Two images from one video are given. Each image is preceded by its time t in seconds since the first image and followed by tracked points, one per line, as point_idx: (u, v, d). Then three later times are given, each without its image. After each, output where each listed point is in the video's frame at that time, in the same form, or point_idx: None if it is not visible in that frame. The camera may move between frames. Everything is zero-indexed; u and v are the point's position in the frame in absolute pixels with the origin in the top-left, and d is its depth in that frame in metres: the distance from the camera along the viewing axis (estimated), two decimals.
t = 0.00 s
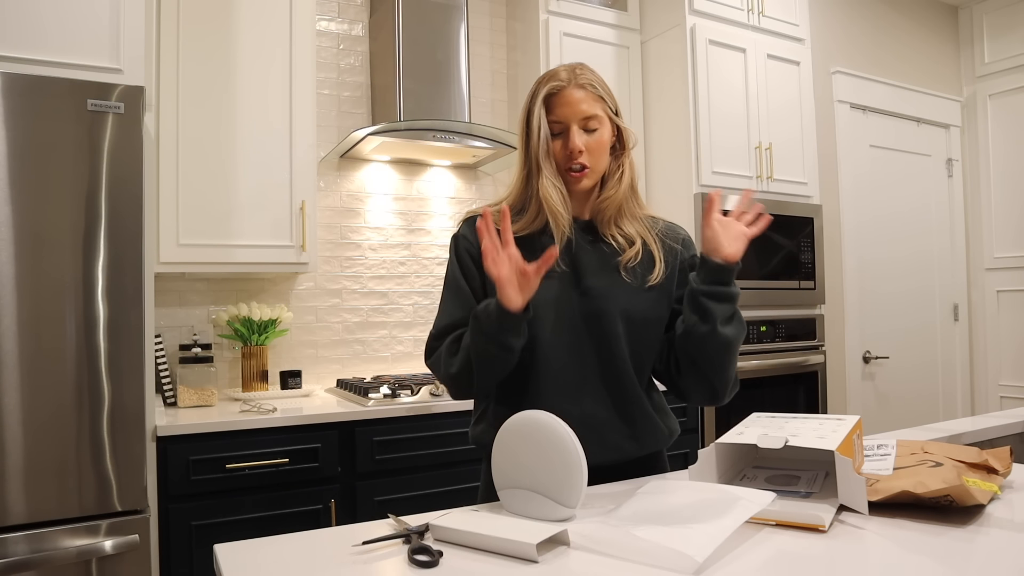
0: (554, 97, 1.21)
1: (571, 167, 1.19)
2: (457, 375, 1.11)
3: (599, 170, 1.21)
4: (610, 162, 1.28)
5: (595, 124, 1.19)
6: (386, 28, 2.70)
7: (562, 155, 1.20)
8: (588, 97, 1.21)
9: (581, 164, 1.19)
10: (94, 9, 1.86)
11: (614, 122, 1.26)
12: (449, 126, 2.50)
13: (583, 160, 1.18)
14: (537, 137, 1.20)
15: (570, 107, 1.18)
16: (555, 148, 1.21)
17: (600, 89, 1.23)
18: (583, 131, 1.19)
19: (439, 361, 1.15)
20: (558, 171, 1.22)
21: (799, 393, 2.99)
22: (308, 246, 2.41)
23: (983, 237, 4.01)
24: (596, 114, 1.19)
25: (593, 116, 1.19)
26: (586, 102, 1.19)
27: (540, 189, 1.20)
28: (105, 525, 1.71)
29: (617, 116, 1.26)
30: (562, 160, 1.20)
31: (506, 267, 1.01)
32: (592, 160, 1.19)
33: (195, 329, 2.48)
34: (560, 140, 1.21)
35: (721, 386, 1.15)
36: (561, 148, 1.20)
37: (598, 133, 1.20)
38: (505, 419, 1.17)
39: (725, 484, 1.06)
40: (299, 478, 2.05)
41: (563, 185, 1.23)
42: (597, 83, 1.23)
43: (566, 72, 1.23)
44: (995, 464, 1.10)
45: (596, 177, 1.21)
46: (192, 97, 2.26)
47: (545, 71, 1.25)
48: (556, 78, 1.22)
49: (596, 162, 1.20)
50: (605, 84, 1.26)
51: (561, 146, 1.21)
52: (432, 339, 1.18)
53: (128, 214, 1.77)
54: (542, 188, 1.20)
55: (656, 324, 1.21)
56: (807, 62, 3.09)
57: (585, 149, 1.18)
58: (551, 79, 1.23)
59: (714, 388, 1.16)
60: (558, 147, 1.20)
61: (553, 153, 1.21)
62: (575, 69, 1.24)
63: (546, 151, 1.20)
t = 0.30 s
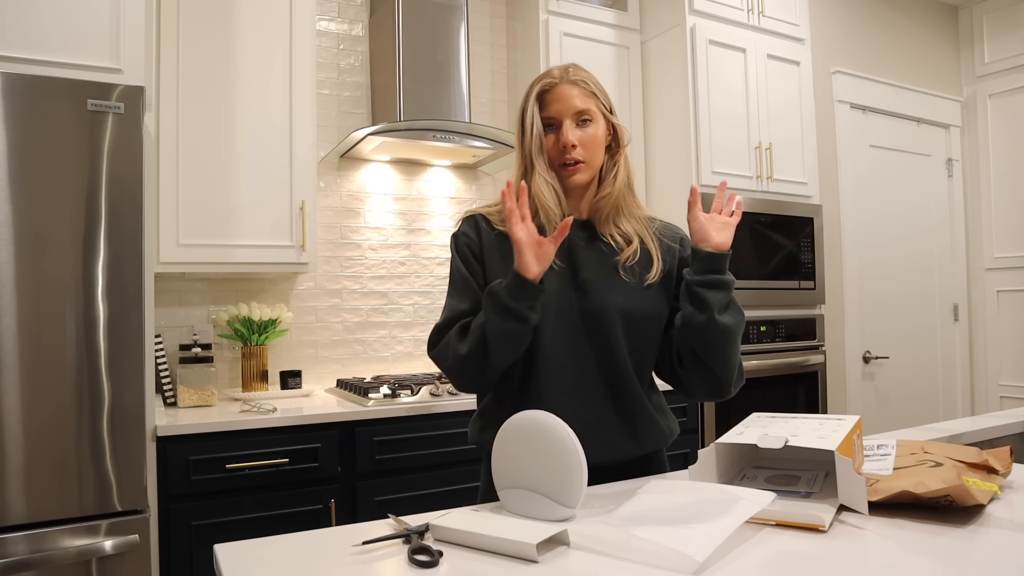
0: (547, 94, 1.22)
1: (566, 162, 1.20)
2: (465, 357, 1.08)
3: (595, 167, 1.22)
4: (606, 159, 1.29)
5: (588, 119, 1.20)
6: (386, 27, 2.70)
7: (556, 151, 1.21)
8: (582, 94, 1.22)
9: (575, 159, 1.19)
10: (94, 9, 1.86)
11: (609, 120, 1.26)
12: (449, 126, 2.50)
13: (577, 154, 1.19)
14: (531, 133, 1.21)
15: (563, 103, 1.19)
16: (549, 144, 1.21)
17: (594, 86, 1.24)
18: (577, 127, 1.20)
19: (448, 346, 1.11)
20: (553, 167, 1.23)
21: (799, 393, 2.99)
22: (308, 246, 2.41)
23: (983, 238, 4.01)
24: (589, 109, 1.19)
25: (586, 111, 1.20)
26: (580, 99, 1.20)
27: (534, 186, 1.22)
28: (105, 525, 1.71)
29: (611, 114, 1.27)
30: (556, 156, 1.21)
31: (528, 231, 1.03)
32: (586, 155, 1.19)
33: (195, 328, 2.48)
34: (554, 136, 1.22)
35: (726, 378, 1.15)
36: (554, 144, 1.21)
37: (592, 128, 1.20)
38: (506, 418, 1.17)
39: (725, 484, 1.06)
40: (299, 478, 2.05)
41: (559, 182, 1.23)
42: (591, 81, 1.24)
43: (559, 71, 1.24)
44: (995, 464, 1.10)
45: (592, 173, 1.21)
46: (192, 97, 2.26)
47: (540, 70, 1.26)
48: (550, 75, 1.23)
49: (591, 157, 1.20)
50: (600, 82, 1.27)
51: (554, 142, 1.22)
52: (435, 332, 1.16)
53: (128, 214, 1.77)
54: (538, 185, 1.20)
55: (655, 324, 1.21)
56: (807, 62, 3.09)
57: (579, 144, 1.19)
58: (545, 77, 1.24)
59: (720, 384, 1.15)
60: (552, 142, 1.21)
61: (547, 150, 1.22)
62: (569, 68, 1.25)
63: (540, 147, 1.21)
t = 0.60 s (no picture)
0: (542, 97, 1.23)
1: (556, 165, 1.20)
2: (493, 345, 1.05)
3: (585, 170, 1.22)
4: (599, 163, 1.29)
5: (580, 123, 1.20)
6: (386, 27, 2.70)
7: (547, 153, 1.21)
8: (576, 98, 1.22)
9: (565, 163, 1.20)
10: (94, 9, 1.86)
11: (604, 125, 1.26)
12: (449, 126, 2.50)
13: (568, 158, 1.19)
14: (523, 136, 1.22)
15: (556, 107, 1.20)
16: (541, 147, 1.22)
17: (589, 90, 1.24)
18: (569, 131, 1.20)
19: (465, 336, 1.07)
20: (545, 169, 1.23)
21: (799, 393, 2.99)
22: (308, 246, 2.41)
23: (983, 237, 4.01)
24: (580, 113, 1.20)
25: (579, 115, 1.20)
26: (573, 103, 1.21)
27: (526, 188, 1.20)
28: (105, 525, 1.71)
29: (606, 118, 1.26)
30: (548, 158, 1.21)
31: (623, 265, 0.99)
32: (576, 159, 1.20)
33: (195, 328, 2.48)
34: (546, 139, 1.22)
35: (730, 389, 1.12)
36: (547, 146, 1.22)
37: (584, 133, 1.21)
38: (505, 418, 1.17)
39: (725, 484, 1.06)
40: (299, 478, 2.05)
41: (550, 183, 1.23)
42: (586, 84, 1.24)
43: (555, 74, 1.24)
44: (995, 464, 1.10)
45: (581, 176, 1.22)
46: (192, 97, 2.26)
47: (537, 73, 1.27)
48: (545, 78, 1.24)
49: (581, 162, 1.21)
50: (596, 87, 1.27)
51: (546, 145, 1.22)
52: (444, 320, 1.12)
53: (128, 213, 1.77)
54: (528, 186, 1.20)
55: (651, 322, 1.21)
56: (807, 62, 3.09)
57: (570, 148, 1.19)
58: (541, 80, 1.24)
59: (723, 390, 1.13)
60: (543, 145, 1.22)
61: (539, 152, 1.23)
62: (566, 71, 1.25)
63: (532, 149, 1.22)
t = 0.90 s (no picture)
0: (541, 97, 1.23)
1: (556, 165, 1.20)
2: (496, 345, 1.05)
3: (585, 170, 1.22)
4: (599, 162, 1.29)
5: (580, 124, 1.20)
6: (386, 27, 2.70)
7: (547, 154, 1.22)
8: (575, 98, 1.22)
9: (565, 163, 1.20)
10: (94, 9, 1.86)
11: (603, 125, 1.26)
12: (449, 126, 2.49)
13: (568, 159, 1.19)
14: (523, 136, 1.22)
15: (556, 107, 1.20)
16: (541, 147, 1.22)
17: (588, 90, 1.24)
18: (569, 131, 1.20)
19: (465, 337, 1.07)
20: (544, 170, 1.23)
21: (799, 393, 2.99)
22: (308, 246, 2.41)
23: (983, 238, 4.01)
24: (580, 114, 1.20)
25: (578, 116, 1.20)
26: (573, 103, 1.21)
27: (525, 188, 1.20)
28: (105, 525, 1.71)
29: (605, 118, 1.27)
30: (548, 159, 1.21)
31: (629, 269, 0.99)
32: (577, 160, 1.20)
33: (195, 329, 2.48)
34: (545, 140, 1.22)
35: (725, 393, 1.12)
36: (546, 148, 1.22)
37: (584, 134, 1.20)
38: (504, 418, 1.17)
39: (725, 484, 1.06)
40: (299, 478, 2.05)
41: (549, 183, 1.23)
42: (585, 84, 1.24)
43: (554, 74, 1.24)
44: (995, 464, 1.10)
45: (582, 177, 1.22)
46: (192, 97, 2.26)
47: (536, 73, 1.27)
48: (544, 78, 1.24)
49: (581, 162, 1.20)
50: (595, 87, 1.27)
51: (546, 146, 1.22)
52: (444, 320, 1.12)
53: (128, 212, 1.77)
54: (528, 185, 1.20)
55: (648, 322, 1.21)
56: (807, 62, 3.09)
57: (570, 149, 1.19)
58: (540, 81, 1.24)
59: (717, 394, 1.13)
60: (543, 145, 1.22)
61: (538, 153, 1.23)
62: (564, 71, 1.25)
63: (532, 150, 1.22)
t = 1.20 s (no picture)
0: (537, 100, 1.22)
1: (553, 168, 1.21)
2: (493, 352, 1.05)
3: (582, 172, 1.22)
4: (598, 163, 1.29)
5: (576, 126, 1.20)
6: (386, 27, 2.70)
7: (544, 157, 1.22)
8: (572, 100, 1.22)
9: (561, 166, 1.20)
10: (94, 9, 1.86)
11: (602, 124, 1.26)
12: (449, 126, 2.49)
13: (564, 161, 1.20)
14: (519, 139, 1.22)
15: (552, 111, 1.20)
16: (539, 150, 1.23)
17: (585, 91, 1.24)
18: (565, 134, 1.20)
19: (460, 346, 1.07)
20: (542, 172, 1.24)
21: (799, 393, 2.99)
22: (308, 246, 2.41)
23: (983, 238, 4.01)
24: (576, 116, 1.19)
25: (575, 118, 1.20)
26: (569, 105, 1.20)
27: (523, 190, 1.21)
28: (105, 525, 1.71)
29: (604, 118, 1.26)
30: (545, 161, 1.22)
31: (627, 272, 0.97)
32: (573, 162, 1.20)
33: (195, 329, 2.49)
34: (543, 143, 1.23)
35: (723, 395, 1.13)
36: (543, 150, 1.22)
37: (580, 135, 1.20)
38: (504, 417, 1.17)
39: (725, 484, 1.06)
40: (299, 478, 2.05)
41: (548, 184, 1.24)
42: (581, 86, 1.24)
43: (550, 75, 1.24)
44: (995, 464, 1.10)
45: (579, 178, 1.22)
46: (192, 97, 2.26)
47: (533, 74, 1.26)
48: (541, 81, 1.24)
49: (578, 164, 1.20)
50: (593, 88, 1.26)
51: (543, 149, 1.23)
52: (442, 327, 1.12)
53: (128, 212, 1.77)
54: (525, 189, 1.21)
55: (648, 322, 1.21)
56: (807, 62, 3.09)
57: (566, 151, 1.19)
58: (536, 83, 1.24)
59: (715, 395, 1.13)
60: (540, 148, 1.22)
61: (535, 155, 1.23)
62: (561, 71, 1.25)
63: (529, 152, 1.22)
